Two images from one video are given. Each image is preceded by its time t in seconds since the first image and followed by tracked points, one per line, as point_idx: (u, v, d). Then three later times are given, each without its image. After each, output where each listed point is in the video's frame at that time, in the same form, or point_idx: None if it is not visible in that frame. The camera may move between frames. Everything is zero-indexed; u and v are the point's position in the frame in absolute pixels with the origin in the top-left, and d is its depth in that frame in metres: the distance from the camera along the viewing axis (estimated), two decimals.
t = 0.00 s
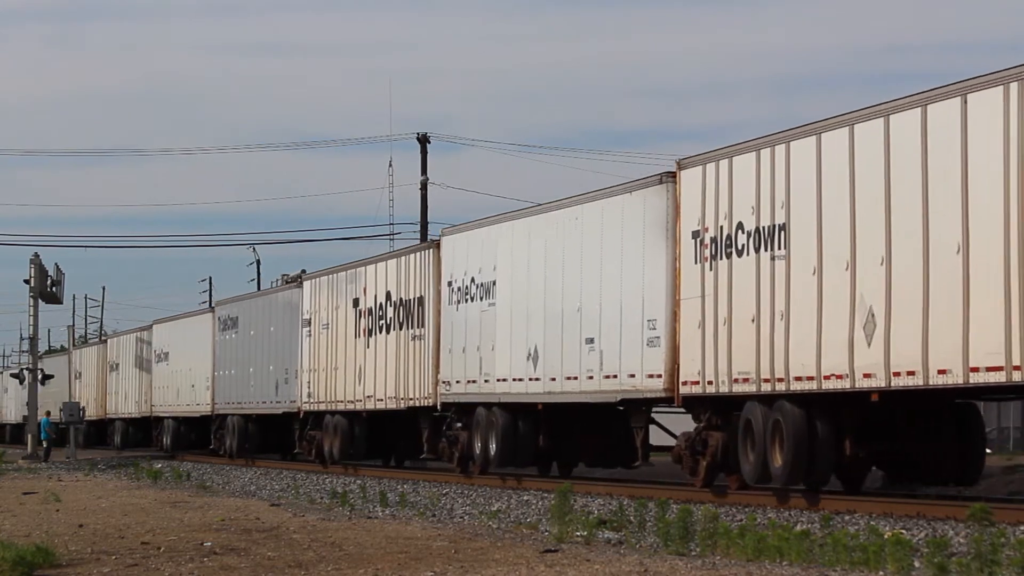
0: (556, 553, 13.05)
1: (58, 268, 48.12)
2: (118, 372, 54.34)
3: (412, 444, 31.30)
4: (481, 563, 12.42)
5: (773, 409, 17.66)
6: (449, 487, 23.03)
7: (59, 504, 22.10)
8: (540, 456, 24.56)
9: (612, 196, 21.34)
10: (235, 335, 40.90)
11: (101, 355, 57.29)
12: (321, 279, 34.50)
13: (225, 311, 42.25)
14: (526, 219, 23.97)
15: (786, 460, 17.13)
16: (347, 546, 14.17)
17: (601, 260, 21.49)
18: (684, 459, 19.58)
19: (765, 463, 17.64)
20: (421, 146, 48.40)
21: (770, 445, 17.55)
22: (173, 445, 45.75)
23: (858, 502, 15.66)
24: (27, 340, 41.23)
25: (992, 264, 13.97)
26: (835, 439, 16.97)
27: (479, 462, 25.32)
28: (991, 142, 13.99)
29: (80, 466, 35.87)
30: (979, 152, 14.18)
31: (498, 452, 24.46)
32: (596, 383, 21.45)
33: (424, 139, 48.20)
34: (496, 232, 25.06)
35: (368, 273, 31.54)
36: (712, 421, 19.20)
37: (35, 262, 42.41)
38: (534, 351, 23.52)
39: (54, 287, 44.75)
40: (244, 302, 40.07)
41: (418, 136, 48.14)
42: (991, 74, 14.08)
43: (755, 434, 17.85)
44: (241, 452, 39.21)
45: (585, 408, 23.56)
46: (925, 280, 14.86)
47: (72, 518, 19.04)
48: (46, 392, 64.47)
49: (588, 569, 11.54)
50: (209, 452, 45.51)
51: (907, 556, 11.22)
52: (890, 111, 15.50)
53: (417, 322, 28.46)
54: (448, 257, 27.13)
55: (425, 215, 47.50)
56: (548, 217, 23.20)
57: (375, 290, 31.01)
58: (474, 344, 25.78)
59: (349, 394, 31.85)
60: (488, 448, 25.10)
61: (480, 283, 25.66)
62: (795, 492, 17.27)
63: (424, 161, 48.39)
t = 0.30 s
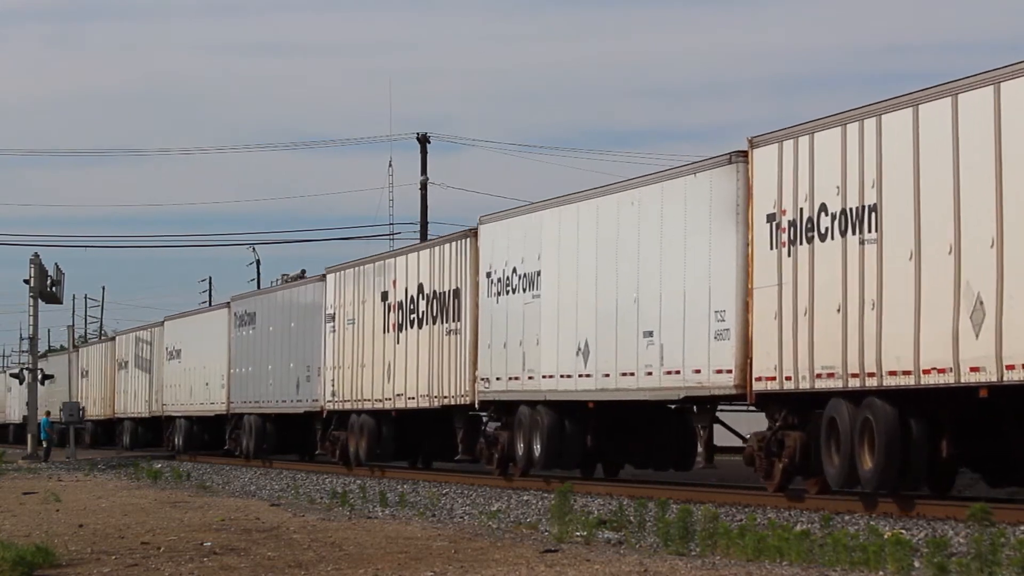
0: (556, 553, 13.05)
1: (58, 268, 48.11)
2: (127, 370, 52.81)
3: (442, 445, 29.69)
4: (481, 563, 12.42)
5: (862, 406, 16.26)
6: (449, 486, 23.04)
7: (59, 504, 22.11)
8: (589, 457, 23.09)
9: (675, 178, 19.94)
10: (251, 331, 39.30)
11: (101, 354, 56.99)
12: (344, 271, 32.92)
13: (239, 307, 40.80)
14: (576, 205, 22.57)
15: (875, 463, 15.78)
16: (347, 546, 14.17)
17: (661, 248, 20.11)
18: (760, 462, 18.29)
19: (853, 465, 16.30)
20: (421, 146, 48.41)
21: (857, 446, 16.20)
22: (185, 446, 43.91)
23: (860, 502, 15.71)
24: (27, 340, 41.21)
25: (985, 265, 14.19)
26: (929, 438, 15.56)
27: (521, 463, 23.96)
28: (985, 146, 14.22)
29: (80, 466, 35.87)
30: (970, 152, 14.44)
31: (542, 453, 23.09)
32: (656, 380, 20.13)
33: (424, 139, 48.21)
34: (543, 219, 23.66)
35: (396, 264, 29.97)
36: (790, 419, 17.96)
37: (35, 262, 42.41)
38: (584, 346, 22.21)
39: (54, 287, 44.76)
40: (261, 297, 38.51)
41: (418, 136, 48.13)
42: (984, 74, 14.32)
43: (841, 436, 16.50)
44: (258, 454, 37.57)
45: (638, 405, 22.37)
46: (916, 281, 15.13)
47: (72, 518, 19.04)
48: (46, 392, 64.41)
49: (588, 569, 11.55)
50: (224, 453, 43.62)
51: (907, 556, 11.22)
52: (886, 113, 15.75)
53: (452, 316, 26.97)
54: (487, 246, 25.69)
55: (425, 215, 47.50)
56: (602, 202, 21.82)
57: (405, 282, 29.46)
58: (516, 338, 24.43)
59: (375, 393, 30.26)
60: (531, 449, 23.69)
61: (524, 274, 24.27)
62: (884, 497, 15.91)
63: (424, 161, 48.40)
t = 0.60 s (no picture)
0: (556, 553, 13.05)
1: (58, 268, 48.10)
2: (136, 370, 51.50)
3: (475, 447, 28.28)
4: (481, 563, 12.42)
5: (968, 402, 14.75)
6: (449, 486, 23.06)
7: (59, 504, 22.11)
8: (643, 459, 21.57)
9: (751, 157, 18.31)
10: (271, 326, 37.88)
11: (102, 354, 56.80)
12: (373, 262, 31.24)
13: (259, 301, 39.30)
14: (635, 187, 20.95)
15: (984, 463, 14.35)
16: (347, 546, 14.18)
17: (734, 233, 18.53)
18: (847, 459, 16.81)
19: (956, 467, 14.85)
20: (421, 146, 48.42)
21: (963, 446, 14.73)
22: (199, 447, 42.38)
23: (859, 502, 15.66)
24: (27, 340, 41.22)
25: (964, 261, 14.55)
26: None
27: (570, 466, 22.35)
28: (964, 145, 14.58)
29: (80, 466, 35.88)
30: (929, 157, 15.08)
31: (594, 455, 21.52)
32: (726, 376, 18.57)
33: (424, 139, 48.21)
34: (596, 203, 22.02)
35: (431, 254, 28.26)
36: (880, 418, 16.46)
37: (35, 262, 42.40)
38: (642, 339, 20.61)
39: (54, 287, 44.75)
40: (285, 291, 36.94)
41: (418, 136, 48.14)
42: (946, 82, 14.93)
43: (943, 433, 15.04)
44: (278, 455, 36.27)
45: (697, 404, 21.13)
46: (899, 279, 15.49)
47: (72, 518, 19.04)
48: (46, 392, 64.37)
49: (589, 569, 11.55)
50: (242, 453, 42.11)
51: (907, 556, 11.23)
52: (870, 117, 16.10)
53: (491, 309, 25.30)
54: (530, 234, 24.01)
55: (425, 215, 47.51)
56: (665, 183, 20.23)
57: (438, 274, 27.82)
58: (564, 331, 22.79)
59: (408, 392, 28.64)
60: (582, 450, 22.10)
61: (574, 263, 22.62)
62: (992, 502, 14.47)
63: (424, 161, 48.41)
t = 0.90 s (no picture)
0: (556, 553, 13.05)
1: (58, 268, 48.11)
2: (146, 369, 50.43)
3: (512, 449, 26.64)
4: (481, 563, 12.42)
5: None
6: (449, 486, 23.07)
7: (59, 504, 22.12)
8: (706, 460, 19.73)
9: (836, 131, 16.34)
10: (293, 322, 36.37)
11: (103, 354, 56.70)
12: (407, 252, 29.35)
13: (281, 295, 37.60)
14: (703, 166, 18.91)
15: None
16: (347, 546, 14.18)
17: (819, 216, 16.52)
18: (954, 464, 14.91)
19: None
20: (421, 146, 48.42)
21: None
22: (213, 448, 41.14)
23: (858, 502, 15.63)
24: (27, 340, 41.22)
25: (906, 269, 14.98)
26: None
27: (627, 468, 20.41)
28: (906, 159, 15.05)
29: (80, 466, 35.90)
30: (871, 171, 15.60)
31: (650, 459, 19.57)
32: (809, 370, 16.56)
33: (423, 139, 48.23)
34: (657, 184, 19.94)
35: (469, 243, 26.32)
36: (988, 416, 14.69)
37: (35, 262, 42.40)
38: (709, 332, 18.57)
39: (54, 287, 44.77)
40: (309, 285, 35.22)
41: (418, 136, 48.16)
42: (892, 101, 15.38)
43: None
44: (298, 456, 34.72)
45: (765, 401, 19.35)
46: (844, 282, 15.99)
47: (72, 518, 19.05)
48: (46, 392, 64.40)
49: (589, 569, 11.55)
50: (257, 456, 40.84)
51: (907, 556, 11.23)
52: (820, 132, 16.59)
53: (536, 301, 23.37)
54: (580, 221, 21.97)
55: (425, 215, 47.50)
56: (737, 162, 18.19)
57: (477, 264, 25.89)
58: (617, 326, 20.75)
59: (442, 390, 26.84)
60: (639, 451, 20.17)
61: (630, 251, 20.55)
62: None
63: (424, 161, 48.42)
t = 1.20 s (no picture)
0: (556, 553, 13.05)
1: (58, 268, 48.10)
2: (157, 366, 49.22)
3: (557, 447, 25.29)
4: (481, 563, 12.42)
5: None
6: (449, 487, 23.06)
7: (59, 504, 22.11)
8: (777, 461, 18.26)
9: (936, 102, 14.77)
10: (315, 317, 34.74)
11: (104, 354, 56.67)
12: (443, 243, 27.70)
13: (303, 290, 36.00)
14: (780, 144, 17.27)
15: None
16: (347, 546, 14.17)
17: (915, 197, 14.97)
18: None
19: None
20: (421, 146, 48.42)
21: None
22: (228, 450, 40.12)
23: (858, 502, 15.65)
24: (27, 340, 41.21)
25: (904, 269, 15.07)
26: None
27: (693, 470, 18.88)
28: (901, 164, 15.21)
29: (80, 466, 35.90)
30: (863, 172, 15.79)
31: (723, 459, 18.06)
32: (906, 364, 14.94)
33: (423, 139, 48.22)
34: (727, 165, 18.29)
35: (512, 232, 24.71)
36: None
37: (35, 262, 42.39)
38: (789, 323, 16.95)
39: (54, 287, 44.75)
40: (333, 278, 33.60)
41: (419, 136, 48.16)
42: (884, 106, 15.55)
43: None
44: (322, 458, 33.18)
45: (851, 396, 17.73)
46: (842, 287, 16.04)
47: (72, 518, 19.04)
48: (46, 391, 64.38)
49: (589, 569, 11.54)
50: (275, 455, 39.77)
51: (907, 556, 11.23)
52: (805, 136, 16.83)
53: (587, 292, 21.74)
54: (637, 205, 20.34)
55: (425, 215, 47.51)
56: (822, 138, 16.54)
57: (521, 254, 24.27)
58: (683, 318, 19.09)
59: (484, 388, 25.25)
60: (704, 452, 18.65)
61: (696, 237, 18.92)
62: None
63: (424, 161, 48.41)
